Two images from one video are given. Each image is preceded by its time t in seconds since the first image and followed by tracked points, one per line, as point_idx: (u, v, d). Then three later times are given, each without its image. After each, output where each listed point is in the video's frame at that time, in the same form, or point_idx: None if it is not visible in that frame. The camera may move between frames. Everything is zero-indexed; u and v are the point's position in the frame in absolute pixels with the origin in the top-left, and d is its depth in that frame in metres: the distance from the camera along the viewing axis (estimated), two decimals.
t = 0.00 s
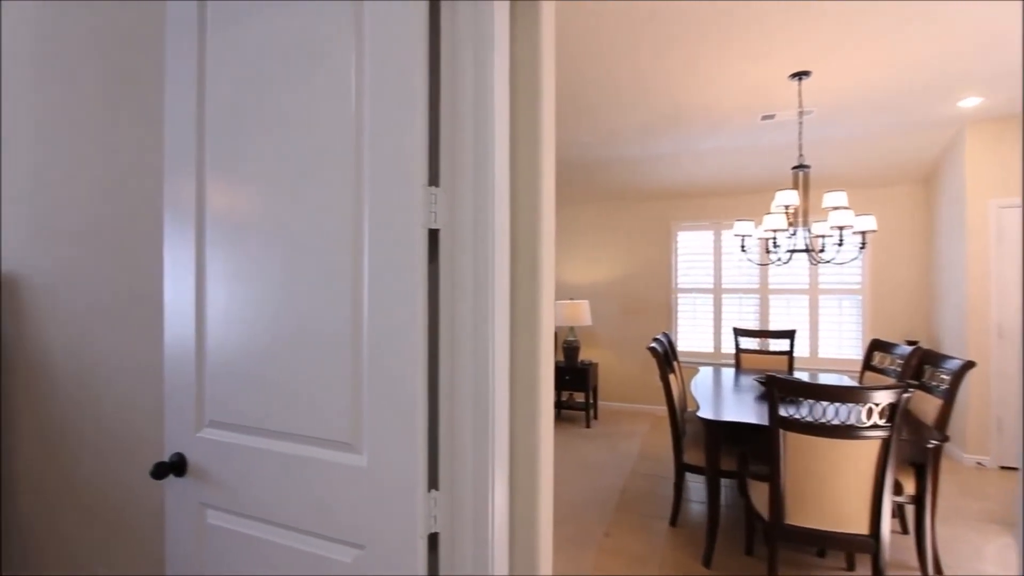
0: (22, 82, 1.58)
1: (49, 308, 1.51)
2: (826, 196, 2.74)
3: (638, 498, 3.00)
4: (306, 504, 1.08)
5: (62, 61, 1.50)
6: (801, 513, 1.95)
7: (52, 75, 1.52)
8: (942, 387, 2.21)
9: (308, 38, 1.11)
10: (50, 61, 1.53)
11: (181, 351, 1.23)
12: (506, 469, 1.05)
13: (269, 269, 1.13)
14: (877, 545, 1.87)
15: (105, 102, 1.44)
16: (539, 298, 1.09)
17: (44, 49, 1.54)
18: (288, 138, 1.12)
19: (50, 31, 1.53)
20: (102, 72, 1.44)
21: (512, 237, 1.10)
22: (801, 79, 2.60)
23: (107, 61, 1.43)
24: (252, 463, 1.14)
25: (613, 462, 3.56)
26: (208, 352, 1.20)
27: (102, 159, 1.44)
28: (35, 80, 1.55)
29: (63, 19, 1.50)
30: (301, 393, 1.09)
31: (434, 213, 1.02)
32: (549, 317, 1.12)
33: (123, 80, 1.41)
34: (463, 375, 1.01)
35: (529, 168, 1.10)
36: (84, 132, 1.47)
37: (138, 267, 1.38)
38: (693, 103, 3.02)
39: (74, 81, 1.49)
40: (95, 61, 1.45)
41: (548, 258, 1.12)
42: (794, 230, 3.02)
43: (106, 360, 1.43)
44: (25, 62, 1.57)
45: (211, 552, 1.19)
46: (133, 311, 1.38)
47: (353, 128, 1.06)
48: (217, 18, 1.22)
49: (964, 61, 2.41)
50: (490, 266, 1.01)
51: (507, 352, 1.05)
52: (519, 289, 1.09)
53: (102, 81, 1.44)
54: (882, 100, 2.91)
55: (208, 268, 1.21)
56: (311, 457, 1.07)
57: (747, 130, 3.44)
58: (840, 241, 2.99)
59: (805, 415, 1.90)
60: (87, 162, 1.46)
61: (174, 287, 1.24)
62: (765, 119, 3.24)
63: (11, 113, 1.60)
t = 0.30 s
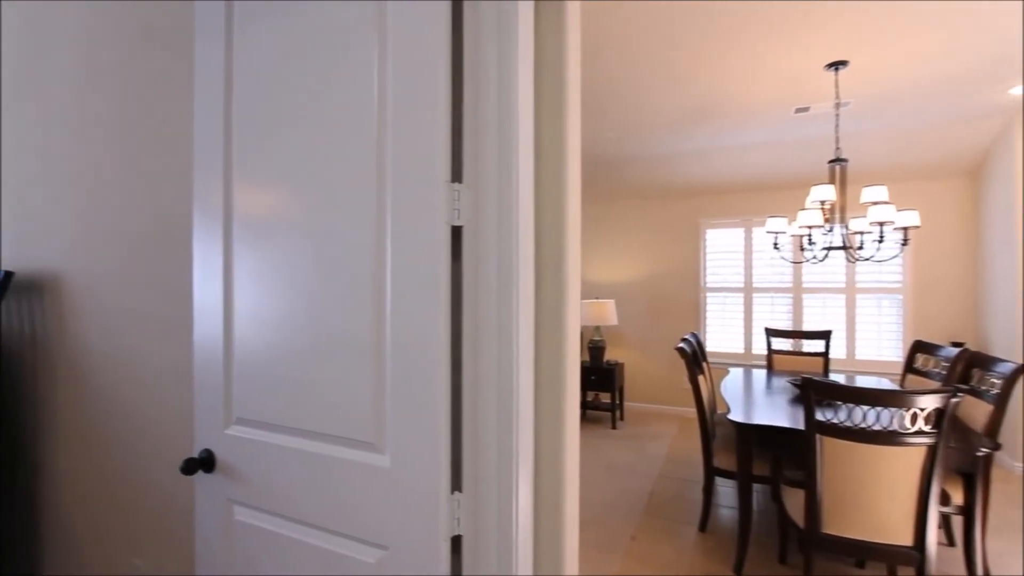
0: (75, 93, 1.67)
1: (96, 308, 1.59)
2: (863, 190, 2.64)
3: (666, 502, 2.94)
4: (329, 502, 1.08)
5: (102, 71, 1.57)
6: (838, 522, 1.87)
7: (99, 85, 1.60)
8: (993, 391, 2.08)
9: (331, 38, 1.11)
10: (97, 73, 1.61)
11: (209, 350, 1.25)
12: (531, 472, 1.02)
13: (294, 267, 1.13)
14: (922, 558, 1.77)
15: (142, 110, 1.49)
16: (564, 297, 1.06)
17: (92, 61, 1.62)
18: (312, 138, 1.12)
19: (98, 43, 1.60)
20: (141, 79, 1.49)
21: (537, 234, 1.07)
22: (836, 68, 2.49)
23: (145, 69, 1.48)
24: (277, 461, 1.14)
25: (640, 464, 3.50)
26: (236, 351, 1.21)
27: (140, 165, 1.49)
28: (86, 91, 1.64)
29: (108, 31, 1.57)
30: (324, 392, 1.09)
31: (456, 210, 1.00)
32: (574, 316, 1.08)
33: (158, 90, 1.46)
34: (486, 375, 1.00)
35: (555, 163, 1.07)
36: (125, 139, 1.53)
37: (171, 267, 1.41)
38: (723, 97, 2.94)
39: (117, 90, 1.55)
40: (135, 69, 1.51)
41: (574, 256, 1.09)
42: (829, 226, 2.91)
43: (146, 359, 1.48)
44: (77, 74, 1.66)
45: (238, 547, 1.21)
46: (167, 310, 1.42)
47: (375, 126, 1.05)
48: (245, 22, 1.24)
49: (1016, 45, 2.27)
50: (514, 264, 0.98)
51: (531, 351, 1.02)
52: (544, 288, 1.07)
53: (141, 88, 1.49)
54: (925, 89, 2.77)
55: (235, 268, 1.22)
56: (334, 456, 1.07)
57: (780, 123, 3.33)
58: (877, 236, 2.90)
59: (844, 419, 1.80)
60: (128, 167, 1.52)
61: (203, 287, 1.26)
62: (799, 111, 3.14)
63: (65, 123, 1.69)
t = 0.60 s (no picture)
0: (113, 102, 1.73)
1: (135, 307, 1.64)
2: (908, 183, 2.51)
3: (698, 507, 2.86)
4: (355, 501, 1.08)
5: (142, 79, 1.62)
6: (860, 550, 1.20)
7: (134, 92, 1.65)
8: None
9: (358, 38, 1.11)
10: (133, 81, 1.66)
11: (240, 349, 1.27)
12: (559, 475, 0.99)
13: (321, 266, 1.13)
14: None
15: (177, 115, 1.53)
16: (595, 295, 1.03)
17: (130, 70, 1.67)
18: (336, 138, 1.13)
19: (134, 53, 1.65)
20: (175, 86, 1.53)
21: (567, 233, 1.04)
22: (878, 60, 1.32)
23: (179, 76, 1.52)
24: (306, 459, 1.15)
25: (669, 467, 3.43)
26: (265, 349, 1.22)
27: (174, 170, 1.53)
28: (122, 98, 1.69)
29: (144, 40, 1.62)
30: (351, 392, 1.08)
31: (484, 206, 0.98)
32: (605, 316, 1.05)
33: (191, 94, 1.49)
34: (514, 375, 0.97)
35: (585, 158, 1.04)
36: (160, 144, 1.57)
37: (205, 267, 1.44)
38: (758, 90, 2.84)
39: (152, 98, 1.59)
40: (170, 76, 1.54)
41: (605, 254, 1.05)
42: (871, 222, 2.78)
43: (180, 359, 1.52)
44: (114, 83, 1.72)
45: (268, 543, 1.22)
46: (202, 309, 1.45)
47: (402, 125, 1.04)
48: (274, 25, 1.26)
49: None
50: (543, 261, 0.96)
51: (561, 351, 0.99)
52: (574, 286, 1.04)
53: (175, 94, 1.52)
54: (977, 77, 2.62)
55: (264, 267, 1.23)
56: (361, 455, 1.07)
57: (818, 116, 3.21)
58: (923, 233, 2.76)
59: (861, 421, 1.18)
60: (162, 173, 1.55)
61: (234, 287, 1.28)
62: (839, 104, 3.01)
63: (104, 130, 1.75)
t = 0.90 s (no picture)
0: (154, 107, 1.78)
1: (174, 306, 1.69)
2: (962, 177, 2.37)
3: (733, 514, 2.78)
4: (386, 501, 1.08)
5: (181, 85, 1.67)
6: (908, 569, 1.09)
7: (174, 98, 1.70)
8: None
9: (388, 39, 1.11)
10: (173, 87, 1.71)
11: (273, 348, 1.28)
12: (592, 480, 0.97)
13: (351, 266, 1.14)
14: None
15: (213, 120, 1.56)
16: (629, 295, 1.00)
17: (169, 77, 1.72)
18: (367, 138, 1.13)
19: (174, 60, 1.70)
20: (212, 91, 1.56)
21: (600, 231, 1.01)
22: (926, 47, 1.32)
23: (216, 82, 1.55)
24: (338, 458, 1.16)
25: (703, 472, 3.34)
26: (297, 348, 1.24)
27: (211, 173, 1.56)
28: (163, 104, 1.74)
29: (183, 47, 1.67)
30: (382, 392, 1.08)
31: (515, 203, 0.97)
32: (640, 317, 1.02)
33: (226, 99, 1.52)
34: (546, 377, 0.95)
35: (619, 154, 1.01)
36: (198, 149, 1.61)
37: (240, 268, 1.47)
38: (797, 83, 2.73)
39: (190, 104, 1.64)
40: (207, 82, 1.58)
41: (639, 252, 1.02)
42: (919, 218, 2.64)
43: (216, 358, 1.55)
44: (155, 89, 1.78)
45: (300, 540, 1.23)
46: (237, 309, 1.48)
47: (432, 124, 1.04)
48: (306, 28, 1.27)
49: None
50: (575, 259, 0.93)
51: (594, 352, 0.97)
52: (607, 286, 1.01)
53: (212, 99, 1.56)
54: None
55: (297, 267, 1.25)
56: (391, 455, 1.07)
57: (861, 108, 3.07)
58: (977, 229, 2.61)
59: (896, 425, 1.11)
60: (199, 177, 1.60)
61: (268, 287, 1.30)
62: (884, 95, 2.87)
63: (146, 136, 1.81)
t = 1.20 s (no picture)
0: (192, 113, 1.83)
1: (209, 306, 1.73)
2: None
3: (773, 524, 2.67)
4: (416, 502, 1.07)
5: (218, 90, 1.71)
6: None
7: (211, 102, 1.74)
8: None
9: (418, 37, 1.10)
10: (210, 92, 1.74)
11: (304, 347, 1.29)
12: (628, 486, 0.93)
13: (381, 265, 1.13)
14: None
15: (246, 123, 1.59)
16: (666, 295, 0.96)
17: (207, 82, 1.76)
18: (397, 137, 1.12)
19: (211, 66, 1.74)
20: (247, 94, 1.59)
21: (635, 229, 0.97)
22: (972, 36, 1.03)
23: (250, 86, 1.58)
24: (367, 457, 1.15)
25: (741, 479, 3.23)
26: (328, 347, 1.24)
27: (245, 175, 1.59)
28: (201, 108, 1.79)
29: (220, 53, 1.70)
30: (412, 392, 1.07)
31: (548, 199, 0.94)
32: (677, 317, 0.98)
33: (260, 102, 1.54)
34: (580, 379, 0.92)
35: (655, 148, 0.97)
36: (233, 152, 1.64)
37: (272, 268, 1.49)
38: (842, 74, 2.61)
39: (226, 108, 1.67)
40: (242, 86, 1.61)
41: (677, 250, 0.98)
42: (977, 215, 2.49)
43: (249, 357, 1.57)
44: (193, 95, 1.82)
45: (331, 539, 1.24)
46: (269, 308, 1.50)
47: (463, 121, 1.02)
48: (337, 29, 1.27)
49: None
50: (610, 257, 0.90)
51: (630, 353, 0.93)
52: (643, 285, 0.97)
53: (247, 102, 1.59)
54: None
55: (327, 267, 1.25)
56: (421, 456, 1.06)
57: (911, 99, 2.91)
58: None
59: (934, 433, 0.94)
60: (235, 179, 1.63)
61: (300, 287, 1.31)
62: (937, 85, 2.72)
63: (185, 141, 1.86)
